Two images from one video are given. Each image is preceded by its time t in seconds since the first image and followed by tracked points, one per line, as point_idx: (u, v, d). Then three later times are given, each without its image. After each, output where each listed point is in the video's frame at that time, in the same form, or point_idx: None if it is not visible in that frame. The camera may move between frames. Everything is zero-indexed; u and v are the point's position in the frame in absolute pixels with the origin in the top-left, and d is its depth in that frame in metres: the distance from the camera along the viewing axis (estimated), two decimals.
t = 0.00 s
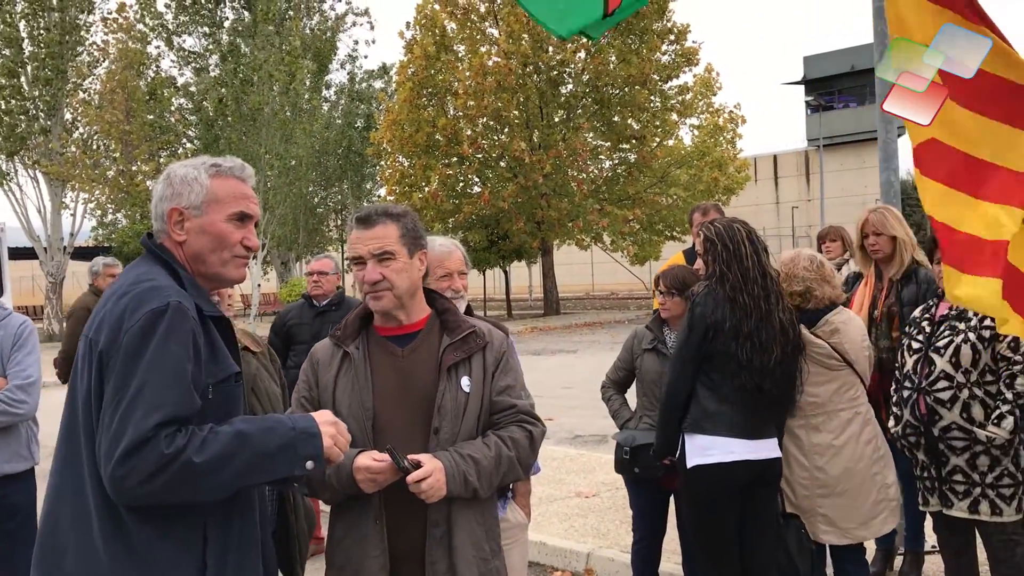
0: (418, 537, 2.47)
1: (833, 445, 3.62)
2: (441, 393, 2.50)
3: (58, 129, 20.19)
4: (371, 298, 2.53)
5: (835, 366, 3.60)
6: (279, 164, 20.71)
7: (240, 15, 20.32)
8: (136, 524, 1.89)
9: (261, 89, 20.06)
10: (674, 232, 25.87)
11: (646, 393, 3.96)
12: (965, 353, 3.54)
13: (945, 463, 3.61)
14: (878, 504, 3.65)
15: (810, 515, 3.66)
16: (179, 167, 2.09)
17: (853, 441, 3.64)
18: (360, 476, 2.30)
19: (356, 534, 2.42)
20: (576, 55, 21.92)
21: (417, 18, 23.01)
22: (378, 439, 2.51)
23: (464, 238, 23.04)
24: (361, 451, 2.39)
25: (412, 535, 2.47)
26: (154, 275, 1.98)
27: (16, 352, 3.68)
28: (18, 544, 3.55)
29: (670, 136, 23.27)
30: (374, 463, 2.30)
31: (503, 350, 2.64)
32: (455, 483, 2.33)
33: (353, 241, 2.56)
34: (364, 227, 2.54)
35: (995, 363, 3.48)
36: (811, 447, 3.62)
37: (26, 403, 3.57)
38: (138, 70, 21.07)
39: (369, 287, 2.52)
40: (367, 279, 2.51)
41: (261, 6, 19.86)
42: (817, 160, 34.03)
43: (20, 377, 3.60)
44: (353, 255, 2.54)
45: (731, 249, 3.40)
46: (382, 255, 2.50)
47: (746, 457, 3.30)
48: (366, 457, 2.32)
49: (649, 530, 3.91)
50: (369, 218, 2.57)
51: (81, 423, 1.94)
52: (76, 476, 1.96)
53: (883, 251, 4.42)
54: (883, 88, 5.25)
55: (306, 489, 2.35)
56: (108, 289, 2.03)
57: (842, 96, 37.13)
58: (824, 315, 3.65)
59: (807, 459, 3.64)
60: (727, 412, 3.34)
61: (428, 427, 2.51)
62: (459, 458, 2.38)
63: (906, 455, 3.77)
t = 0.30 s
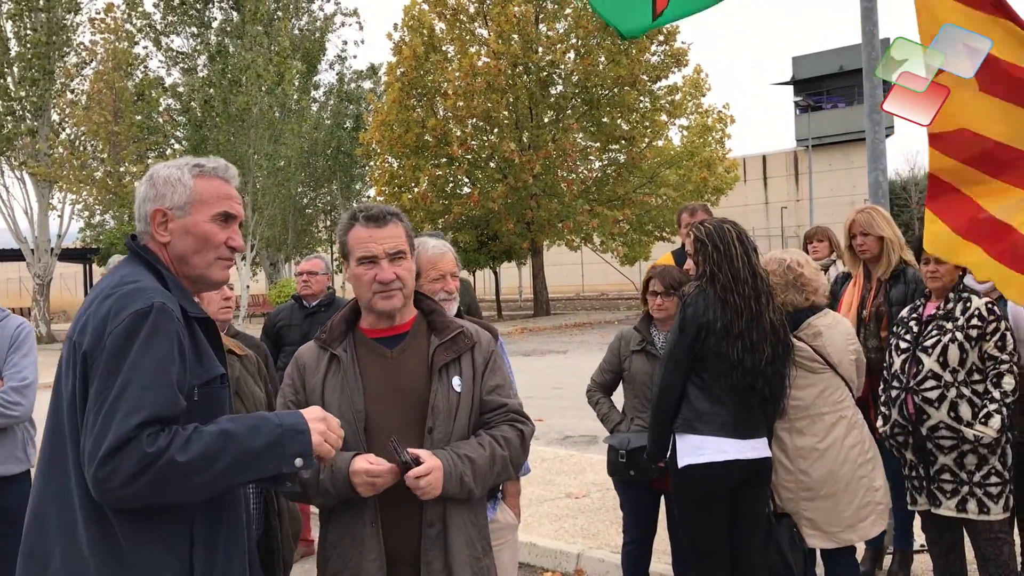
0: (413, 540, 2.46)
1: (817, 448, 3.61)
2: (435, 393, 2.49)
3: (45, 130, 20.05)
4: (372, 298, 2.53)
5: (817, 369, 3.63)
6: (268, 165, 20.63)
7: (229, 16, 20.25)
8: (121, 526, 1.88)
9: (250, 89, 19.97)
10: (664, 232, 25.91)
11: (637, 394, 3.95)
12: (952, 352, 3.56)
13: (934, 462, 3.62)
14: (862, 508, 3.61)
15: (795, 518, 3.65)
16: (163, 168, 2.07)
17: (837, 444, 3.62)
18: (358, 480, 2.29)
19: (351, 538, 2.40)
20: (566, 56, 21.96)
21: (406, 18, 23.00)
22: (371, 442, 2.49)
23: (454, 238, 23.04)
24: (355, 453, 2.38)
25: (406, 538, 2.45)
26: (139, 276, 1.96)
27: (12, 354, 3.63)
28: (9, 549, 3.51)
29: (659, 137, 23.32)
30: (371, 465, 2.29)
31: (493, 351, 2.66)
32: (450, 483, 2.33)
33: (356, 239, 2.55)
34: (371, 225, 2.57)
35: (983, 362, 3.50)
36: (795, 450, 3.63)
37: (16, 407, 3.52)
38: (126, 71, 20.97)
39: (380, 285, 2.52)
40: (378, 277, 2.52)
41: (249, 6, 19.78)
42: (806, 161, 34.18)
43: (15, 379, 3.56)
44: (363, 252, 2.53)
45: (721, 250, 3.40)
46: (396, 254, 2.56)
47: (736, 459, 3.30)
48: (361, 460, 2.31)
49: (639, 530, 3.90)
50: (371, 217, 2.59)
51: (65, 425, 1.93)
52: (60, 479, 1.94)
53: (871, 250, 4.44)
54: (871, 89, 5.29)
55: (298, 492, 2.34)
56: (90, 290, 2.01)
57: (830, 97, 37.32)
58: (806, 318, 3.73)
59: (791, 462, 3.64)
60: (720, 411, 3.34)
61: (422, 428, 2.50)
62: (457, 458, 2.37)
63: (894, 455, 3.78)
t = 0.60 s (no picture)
0: (411, 538, 2.46)
1: (806, 448, 3.62)
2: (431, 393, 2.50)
3: (37, 130, 19.95)
4: (374, 298, 2.52)
5: (805, 369, 3.63)
6: (261, 166, 20.57)
7: (222, 16, 20.18)
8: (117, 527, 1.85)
9: (242, 90, 19.92)
10: (657, 232, 25.91)
11: (633, 395, 3.94)
12: (944, 351, 3.57)
13: (927, 461, 3.63)
14: (854, 507, 3.61)
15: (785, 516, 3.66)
16: (151, 168, 2.06)
17: (827, 444, 3.62)
18: (357, 482, 2.27)
19: (349, 538, 2.39)
20: (560, 57, 21.98)
21: (398, 18, 22.97)
22: (368, 442, 2.48)
23: (448, 239, 23.02)
24: (352, 455, 2.37)
25: (404, 537, 2.45)
26: (130, 277, 1.95)
27: (12, 355, 3.62)
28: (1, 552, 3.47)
29: (653, 137, 23.33)
30: (369, 466, 2.28)
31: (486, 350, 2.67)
32: (450, 482, 2.33)
33: (360, 238, 2.54)
34: (375, 225, 2.58)
35: (975, 360, 3.52)
36: (783, 449, 3.64)
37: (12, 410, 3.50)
38: (119, 71, 20.90)
39: (383, 285, 2.51)
40: (383, 276, 2.52)
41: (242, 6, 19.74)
42: (799, 161, 34.28)
43: (15, 380, 3.55)
44: (368, 252, 2.53)
45: (715, 249, 3.40)
46: (400, 256, 2.59)
47: (729, 457, 3.30)
48: (359, 461, 2.30)
49: (633, 532, 3.90)
50: (374, 217, 2.60)
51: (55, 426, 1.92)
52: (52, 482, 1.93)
53: (864, 250, 4.45)
54: (864, 89, 5.29)
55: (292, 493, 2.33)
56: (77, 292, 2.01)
57: (822, 97, 37.44)
58: (791, 319, 3.73)
59: (780, 462, 3.65)
60: (714, 410, 3.34)
61: (419, 428, 2.50)
62: (455, 456, 2.38)
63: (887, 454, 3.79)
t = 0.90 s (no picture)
0: (408, 538, 2.46)
1: (803, 448, 3.62)
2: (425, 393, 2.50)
3: (33, 130, 19.87)
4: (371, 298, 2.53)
5: (802, 369, 3.63)
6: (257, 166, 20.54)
7: (217, 16, 20.08)
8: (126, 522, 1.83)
9: (238, 90, 19.88)
10: (653, 233, 25.94)
11: (631, 398, 3.92)
12: (938, 352, 3.58)
13: (921, 463, 3.63)
14: (851, 507, 3.61)
15: (782, 517, 3.66)
16: (139, 168, 2.06)
17: (825, 444, 3.62)
18: (351, 483, 2.27)
19: (344, 540, 2.38)
20: (556, 58, 21.95)
21: (395, 18, 22.95)
22: (362, 443, 2.48)
23: (445, 239, 23.06)
24: (346, 456, 2.36)
25: (401, 537, 2.45)
26: (123, 274, 1.93)
27: (13, 354, 3.75)
28: None
29: (649, 137, 23.37)
30: (362, 469, 2.27)
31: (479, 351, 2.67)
32: (448, 482, 2.33)
33: (366, 235, 2.53)
34: (380, 223, 2.57)
35: (969, 362, 3.53)
36: (780, 450, 3.65)
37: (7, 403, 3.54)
38: (115, 70, 20.85)
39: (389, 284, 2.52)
40: (390, 274, 2.52)
41: (239, 6, 19.68)
42: (795, 162, 34.34)
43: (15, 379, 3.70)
44: (377, 250, 2.51)
45: (709, 250, 3.41)
46: (403, 255, 2.60)
47: (723, 458, 3.31)
48: (354, 462, 2.29)
49: (631, 535, 3.90)
50: (377, 216, 2.60)
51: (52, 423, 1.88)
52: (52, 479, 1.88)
53: (861, 250, 4.45)
54: (860, 91, 5.31)
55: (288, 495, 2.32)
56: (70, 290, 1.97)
57: (818, 98, 37.52)
58: (790, 318, 3.71)
59: (777, 462, 3.66)
60: (707, 411, 3.34)
61: (415, 430, 2.50)
62: (454, 457, 2.39)
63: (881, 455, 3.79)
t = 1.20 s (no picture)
0: (403, 537, 2.47)
1: (805, 450, 3.61)
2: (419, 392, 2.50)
3: (30, 127, 19.84)
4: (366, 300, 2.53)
5: (809, 371, 3.60)
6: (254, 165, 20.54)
7: (215, 15, 20.07)
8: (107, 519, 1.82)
9: (236, 89, 19.89)
10: (650, 234, 25.93)
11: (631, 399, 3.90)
12: (934, 356, 3.58)
13: (916, 465, 3.64)
14: (846, 509, 3.63)
15: (779, 520, 3.65)
16: (135, 169, 2.05)
17: (825, 446, 3.62)
18: (344, 484, 2.26)
19: (338, 541, 2.38)
20: (554, 59, 21.95)
21: (393, 18, 22.95)
22: (355, 444, 2.48)
23: (441, 239, 23.09)
24: (338, 457, 2.36)
25: (396, 536, 2.46)
26: (115, 273, 1.92)
27: (13, 350, 3.94)
28: None
29: (646, 138, 23.38)
30: (355, 470, 2.27)
31: (468, 350, 2.69)
32: (487, 466, 2.49)
33: (360, 235, 2.53)
34: (374, 223, 2.57)
35: (964, 364, 3.54)
36: (783, 452, 3.62)
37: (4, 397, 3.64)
38: (112, 68, 20.85)
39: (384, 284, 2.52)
40: (386, 273, 2.52)
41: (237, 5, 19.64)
42: (792, 164, 34.39)
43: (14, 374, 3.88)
44: (371, 250, 2.51)
45: (706, 252, 3.40)
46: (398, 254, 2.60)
47: (717, 459, 3.31)
48: (347, 463, 2.29)
49: (627, 536, 3.90)
50: (371, 216, 2.60)
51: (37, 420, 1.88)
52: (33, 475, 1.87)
53: (857, 252, 4.46)
54: (857, 94, 5.33)
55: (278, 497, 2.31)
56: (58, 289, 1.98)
57: (816, 100, 37.58)
58: (799, 321, 3.72)
59: (778, 463, 3.63)
60: (702, 412, 3.34)
61: (410, 432, 2.51)
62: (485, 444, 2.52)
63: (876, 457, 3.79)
